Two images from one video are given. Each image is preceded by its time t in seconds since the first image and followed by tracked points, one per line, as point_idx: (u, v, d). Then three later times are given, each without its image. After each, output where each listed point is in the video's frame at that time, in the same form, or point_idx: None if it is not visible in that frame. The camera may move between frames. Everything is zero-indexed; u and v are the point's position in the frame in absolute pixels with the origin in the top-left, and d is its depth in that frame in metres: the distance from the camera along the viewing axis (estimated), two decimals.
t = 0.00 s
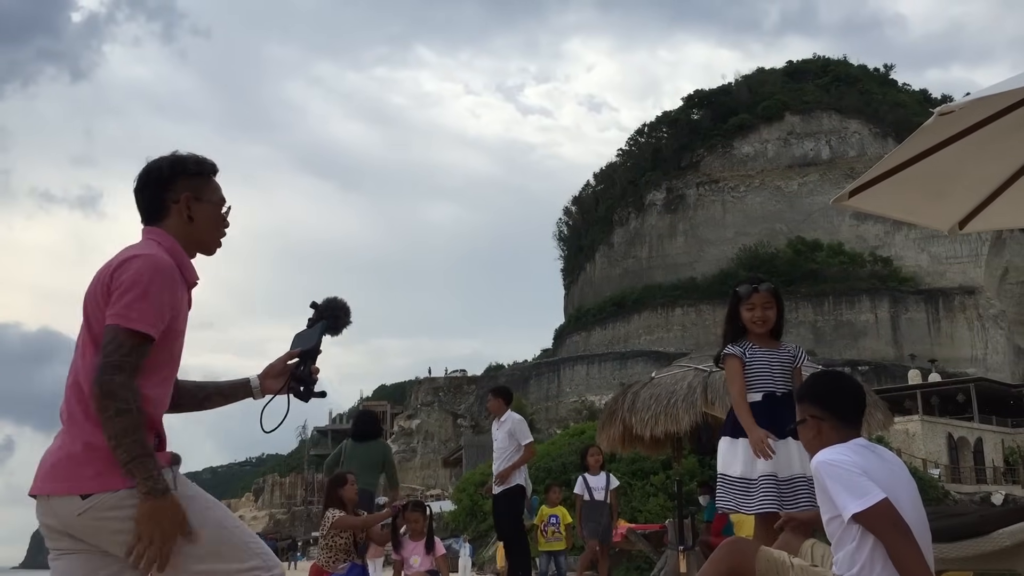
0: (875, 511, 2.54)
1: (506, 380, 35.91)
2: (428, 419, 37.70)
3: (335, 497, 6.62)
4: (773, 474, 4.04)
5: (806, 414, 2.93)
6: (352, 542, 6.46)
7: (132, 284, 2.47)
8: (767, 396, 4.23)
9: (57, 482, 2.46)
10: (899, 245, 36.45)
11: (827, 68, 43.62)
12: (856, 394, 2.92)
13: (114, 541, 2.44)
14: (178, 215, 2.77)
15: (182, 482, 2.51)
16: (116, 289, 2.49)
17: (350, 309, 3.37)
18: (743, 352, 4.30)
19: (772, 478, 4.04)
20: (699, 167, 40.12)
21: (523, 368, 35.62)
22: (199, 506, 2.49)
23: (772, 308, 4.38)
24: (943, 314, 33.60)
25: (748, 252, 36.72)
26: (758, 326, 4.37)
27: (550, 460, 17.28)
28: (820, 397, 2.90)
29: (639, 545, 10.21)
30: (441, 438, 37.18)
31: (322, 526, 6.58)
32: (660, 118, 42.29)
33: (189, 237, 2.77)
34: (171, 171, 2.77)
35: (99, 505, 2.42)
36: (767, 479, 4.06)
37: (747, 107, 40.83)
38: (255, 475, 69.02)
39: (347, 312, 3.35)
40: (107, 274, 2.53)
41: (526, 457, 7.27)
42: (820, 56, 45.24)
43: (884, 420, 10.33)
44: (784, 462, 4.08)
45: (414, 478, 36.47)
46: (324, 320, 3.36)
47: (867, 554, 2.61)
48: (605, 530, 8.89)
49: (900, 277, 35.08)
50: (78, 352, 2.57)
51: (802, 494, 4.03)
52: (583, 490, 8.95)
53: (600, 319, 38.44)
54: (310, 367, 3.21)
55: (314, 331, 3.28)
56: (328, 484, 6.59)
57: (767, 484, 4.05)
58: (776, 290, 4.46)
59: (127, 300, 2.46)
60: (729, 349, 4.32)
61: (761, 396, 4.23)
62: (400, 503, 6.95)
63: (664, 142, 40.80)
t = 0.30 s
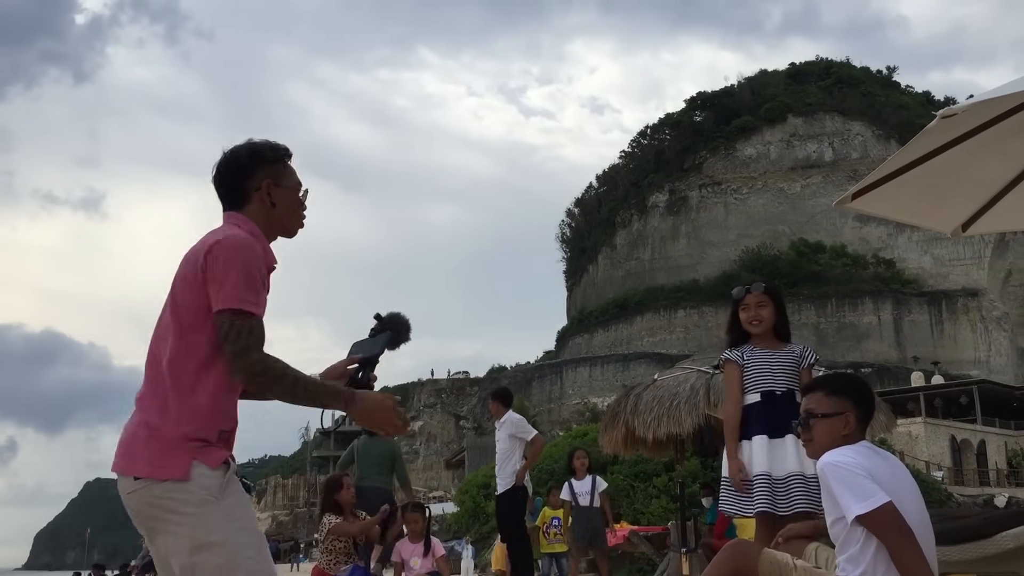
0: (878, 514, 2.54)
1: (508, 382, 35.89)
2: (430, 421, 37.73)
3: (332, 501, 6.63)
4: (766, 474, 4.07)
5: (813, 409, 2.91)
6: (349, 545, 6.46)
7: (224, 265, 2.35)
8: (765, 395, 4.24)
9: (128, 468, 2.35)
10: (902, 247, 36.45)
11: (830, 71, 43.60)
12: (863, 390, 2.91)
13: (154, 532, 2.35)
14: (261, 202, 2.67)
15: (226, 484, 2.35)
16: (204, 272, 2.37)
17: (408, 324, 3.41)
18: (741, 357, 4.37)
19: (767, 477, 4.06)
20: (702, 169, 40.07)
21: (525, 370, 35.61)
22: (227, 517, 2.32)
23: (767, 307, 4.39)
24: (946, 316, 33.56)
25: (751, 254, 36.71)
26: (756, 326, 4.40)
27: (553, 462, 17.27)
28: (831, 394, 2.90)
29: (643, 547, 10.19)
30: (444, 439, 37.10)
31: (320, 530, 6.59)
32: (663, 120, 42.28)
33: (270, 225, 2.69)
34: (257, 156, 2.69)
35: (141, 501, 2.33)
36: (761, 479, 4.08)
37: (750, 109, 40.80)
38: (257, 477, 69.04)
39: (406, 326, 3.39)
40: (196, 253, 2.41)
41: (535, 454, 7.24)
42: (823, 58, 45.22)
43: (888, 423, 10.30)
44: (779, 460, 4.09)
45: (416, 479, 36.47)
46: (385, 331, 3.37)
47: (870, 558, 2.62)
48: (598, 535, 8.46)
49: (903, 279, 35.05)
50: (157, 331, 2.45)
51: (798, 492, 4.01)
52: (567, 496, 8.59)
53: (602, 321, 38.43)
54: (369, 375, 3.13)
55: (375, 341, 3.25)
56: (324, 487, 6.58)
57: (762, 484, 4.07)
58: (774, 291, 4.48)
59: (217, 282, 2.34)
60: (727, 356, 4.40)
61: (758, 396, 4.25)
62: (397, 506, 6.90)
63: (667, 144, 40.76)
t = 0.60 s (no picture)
0: (883, 514, 2.53)
1: (511, 382, 35.85)
2: (433, 421, 37.73)
3: (332, 503, 6.64)
4: (763, 475, 4.10)
5: (817, 409, 2.91)
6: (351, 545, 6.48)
7: (327, 265, 2.61)
8: (766, 396, 4.25)
9: (191, 456, 2.50)
10: (906, 247, 36.42)
11: (833, 71, 43.56)
12: (868, 391, 2.91)
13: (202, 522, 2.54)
14: (324, 210, 2.85)
15: (268, 484, 2.51)
16: (306, 271, 2.60)
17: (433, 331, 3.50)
18: (743, 361, 4.40)
19: (764, 479, 4.09)
20: (705, 169, 40.03)
21: (528, 371, 35.59)
22: (265, 518, 2.48)
23: (770, 310, 4.38)
24: (950, 317, 33.53)
25: (754, 254, 36.70)
26: (760, 329, 4.39)
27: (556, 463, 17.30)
28: (836, 394, 2.89)
29: (645, 548, 10.19)
30: (447, 440, 37.06)
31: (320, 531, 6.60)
32: (666, 120, 42.27)
33: (337, 226, 2.86)
34: (330, 163, 2.87)
35: (191, 493, 2.50)
36: (758, 480, 4.11)
37: (753, 109, 40.77)
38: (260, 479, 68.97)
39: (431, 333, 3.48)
40: (290, 251, 2.62)
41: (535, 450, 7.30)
42: (826, 59, 45.18)
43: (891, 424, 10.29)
44: (776, 461, 4.11)
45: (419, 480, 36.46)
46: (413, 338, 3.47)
47: (872, 559, 2.61)
48: (586, 532, 8.42)
49: (907, 280, 35.02)
50: (229, 320, 2.59)
51: (795, 493, 4.01)
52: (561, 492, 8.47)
53: (605, 322, 38.42)
54: (398, 382, 3.15)
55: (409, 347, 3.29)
56: (325, 489, 6.58)
57: (758, 485, 4.11)
58: (778, 291, 4.46)
59: (322, 281, 2.60)
60: (730, 360, 4.44)
61: (759, 397, 4.27)
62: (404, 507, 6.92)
63: (670, 145, 40.74)
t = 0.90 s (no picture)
0: (888, 513, 2.53)
1: (514, 382, 35.83)
2: (437, 421, 37.75)
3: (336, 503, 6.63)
4: (763, 474, 4.09)
5: (822, 409, 2.90)
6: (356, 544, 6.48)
7: (348, 261, 2.73)
8: (767, 395, 4.25)
9: (227, 441, 2.63)
10: (910, 247, 36.40)
11: (837, 70, 43.52)
12: (872, 390, 2.90)
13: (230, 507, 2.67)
14: (338, 209, 2.98)
15: (292, 474, 2.62)
16: (327, 265, 2.73)
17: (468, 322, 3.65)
18: (747, 361, 4.41)
19: (764, 478, 4.09)
20: (709, 169, 40.02)
21: (532, 370, 35.59)
22: (285, 508, 2.58)
23: (773, 310, 4.37)
24: (954, 316, 33.49)
25: (757, 254, 36.67)
26: (763, 329, 4.38)
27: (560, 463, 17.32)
28: (840, 394, 2.88)
29: (648, 547, 10.18)
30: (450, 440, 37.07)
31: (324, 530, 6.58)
32: (670, 120, 42.26)
33: (360, 223, 2.99)
34: (353, 166, 3.00)
35: (221, 480, 2.64)
36: (759, 479, 4.10)
37: (757, 108, 40.72)
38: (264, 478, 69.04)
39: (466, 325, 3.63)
40: (314, 247, 2.76)
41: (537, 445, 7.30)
42: (830, 58, 45.14)
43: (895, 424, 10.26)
44: (776, 460, 4.10)
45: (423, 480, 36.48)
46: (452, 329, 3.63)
47: (878, 559, 2.61)
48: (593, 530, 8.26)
49: (911, 279, 34.97)
50: (261, 312, 2.74)
51: (795, 491, 4.00)
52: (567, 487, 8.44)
53: (608, 321, 38.44)
54: (436, 375, 3.34)
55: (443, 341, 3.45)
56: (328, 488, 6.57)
57: (759, 483, 4.10)
58: (781, 291, 4.46)
59: (342, 276, 2.72)
60: (734, 361, 4.44)
61: (761, 396, 4.26)
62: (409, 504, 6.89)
63: (673, 144, 40.70)
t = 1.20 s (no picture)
0: (889, 513, 2.52)
1: (516, 381, 35.81)
2: (439, 420, 37.76)
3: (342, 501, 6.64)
4: (767, 474, 4.09)
5: (824, 407, 2.89)
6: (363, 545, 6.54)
7: (347, 252, 2.75)
8: (770, 395, 4.24)
9: (228, 431, 2.66)
10: (912, 245, 36.39)
11: (838, 69, 43.48)
12: (874, 390, 2.89)
13: (227, 495, 2.70)
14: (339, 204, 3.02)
15: (284, 468, 2.63)
16: (328, 256, 2.75)
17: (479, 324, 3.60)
18: (748, 360, 4.40)
19: (767, 478, 4.08)
20: (710, 168, 39.99)
21: (533, 370, 35.57)
22: (273, 501, 2.60)
23: (775, 309, 4.36)
24: (956, 315, 33.45)
25: (759, 254, 36.65)
26: (764, 329, 4.37)
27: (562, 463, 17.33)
28: (844, 393, 2.88)
29: (650, 546, 10.18)
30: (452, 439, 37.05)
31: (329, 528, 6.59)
32: (672, 119, 42.21)
33: (364, 219, 3.03)
34: (362, 162, 3.04)
35: (218, 468, 2.67)
36: (763, 478, 4.10)
37: (758, 107, 40.68)
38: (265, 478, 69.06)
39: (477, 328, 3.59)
40: (315, 237, 2.78)
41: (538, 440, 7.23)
42: (831, 57, 45.09)
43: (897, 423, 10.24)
44: (780, 460, 4.09)
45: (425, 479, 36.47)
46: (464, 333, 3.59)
47: (881, 558, 2.60)
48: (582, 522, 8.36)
49: (913, 278, 34.95)
50: (265, 301, 2.77)
51: (798, 491, 4.01)
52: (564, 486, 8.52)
53: (610, 320, 38.43)
54: (445, 379, 3.31)
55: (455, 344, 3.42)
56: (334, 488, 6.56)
57: (763, 483, 4.09)
58: (781, 291, 4.45)
59: (340, 265, 2.74)
60: (735, 360, 4.43)
61: (763, 395, 4.26)
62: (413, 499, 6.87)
63: (675, 143, 40.67)
